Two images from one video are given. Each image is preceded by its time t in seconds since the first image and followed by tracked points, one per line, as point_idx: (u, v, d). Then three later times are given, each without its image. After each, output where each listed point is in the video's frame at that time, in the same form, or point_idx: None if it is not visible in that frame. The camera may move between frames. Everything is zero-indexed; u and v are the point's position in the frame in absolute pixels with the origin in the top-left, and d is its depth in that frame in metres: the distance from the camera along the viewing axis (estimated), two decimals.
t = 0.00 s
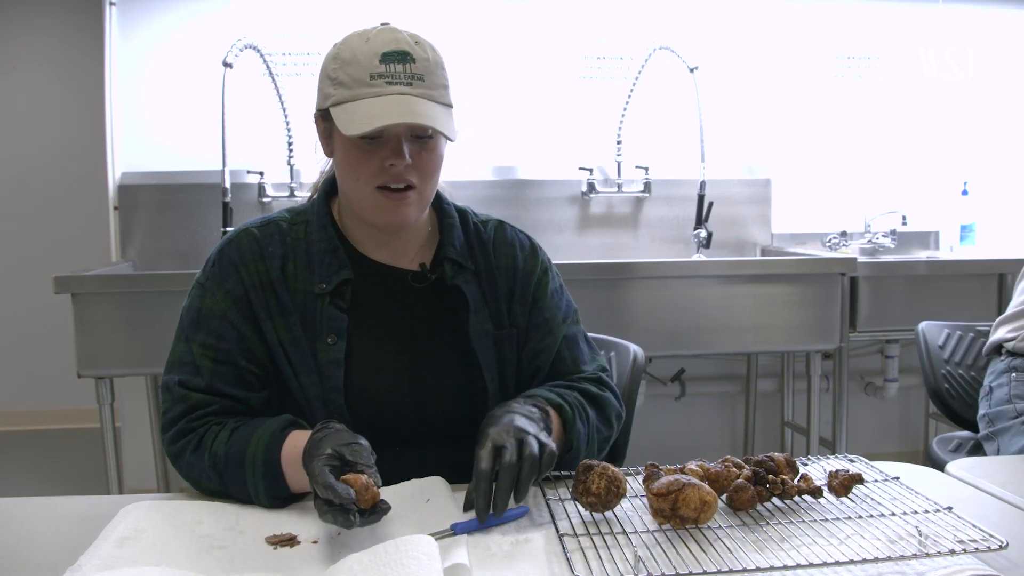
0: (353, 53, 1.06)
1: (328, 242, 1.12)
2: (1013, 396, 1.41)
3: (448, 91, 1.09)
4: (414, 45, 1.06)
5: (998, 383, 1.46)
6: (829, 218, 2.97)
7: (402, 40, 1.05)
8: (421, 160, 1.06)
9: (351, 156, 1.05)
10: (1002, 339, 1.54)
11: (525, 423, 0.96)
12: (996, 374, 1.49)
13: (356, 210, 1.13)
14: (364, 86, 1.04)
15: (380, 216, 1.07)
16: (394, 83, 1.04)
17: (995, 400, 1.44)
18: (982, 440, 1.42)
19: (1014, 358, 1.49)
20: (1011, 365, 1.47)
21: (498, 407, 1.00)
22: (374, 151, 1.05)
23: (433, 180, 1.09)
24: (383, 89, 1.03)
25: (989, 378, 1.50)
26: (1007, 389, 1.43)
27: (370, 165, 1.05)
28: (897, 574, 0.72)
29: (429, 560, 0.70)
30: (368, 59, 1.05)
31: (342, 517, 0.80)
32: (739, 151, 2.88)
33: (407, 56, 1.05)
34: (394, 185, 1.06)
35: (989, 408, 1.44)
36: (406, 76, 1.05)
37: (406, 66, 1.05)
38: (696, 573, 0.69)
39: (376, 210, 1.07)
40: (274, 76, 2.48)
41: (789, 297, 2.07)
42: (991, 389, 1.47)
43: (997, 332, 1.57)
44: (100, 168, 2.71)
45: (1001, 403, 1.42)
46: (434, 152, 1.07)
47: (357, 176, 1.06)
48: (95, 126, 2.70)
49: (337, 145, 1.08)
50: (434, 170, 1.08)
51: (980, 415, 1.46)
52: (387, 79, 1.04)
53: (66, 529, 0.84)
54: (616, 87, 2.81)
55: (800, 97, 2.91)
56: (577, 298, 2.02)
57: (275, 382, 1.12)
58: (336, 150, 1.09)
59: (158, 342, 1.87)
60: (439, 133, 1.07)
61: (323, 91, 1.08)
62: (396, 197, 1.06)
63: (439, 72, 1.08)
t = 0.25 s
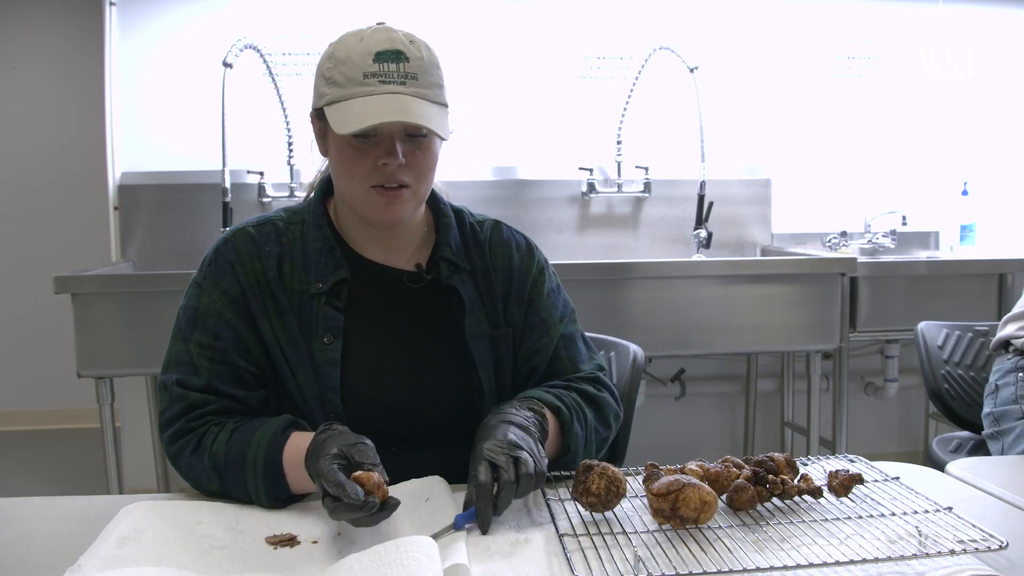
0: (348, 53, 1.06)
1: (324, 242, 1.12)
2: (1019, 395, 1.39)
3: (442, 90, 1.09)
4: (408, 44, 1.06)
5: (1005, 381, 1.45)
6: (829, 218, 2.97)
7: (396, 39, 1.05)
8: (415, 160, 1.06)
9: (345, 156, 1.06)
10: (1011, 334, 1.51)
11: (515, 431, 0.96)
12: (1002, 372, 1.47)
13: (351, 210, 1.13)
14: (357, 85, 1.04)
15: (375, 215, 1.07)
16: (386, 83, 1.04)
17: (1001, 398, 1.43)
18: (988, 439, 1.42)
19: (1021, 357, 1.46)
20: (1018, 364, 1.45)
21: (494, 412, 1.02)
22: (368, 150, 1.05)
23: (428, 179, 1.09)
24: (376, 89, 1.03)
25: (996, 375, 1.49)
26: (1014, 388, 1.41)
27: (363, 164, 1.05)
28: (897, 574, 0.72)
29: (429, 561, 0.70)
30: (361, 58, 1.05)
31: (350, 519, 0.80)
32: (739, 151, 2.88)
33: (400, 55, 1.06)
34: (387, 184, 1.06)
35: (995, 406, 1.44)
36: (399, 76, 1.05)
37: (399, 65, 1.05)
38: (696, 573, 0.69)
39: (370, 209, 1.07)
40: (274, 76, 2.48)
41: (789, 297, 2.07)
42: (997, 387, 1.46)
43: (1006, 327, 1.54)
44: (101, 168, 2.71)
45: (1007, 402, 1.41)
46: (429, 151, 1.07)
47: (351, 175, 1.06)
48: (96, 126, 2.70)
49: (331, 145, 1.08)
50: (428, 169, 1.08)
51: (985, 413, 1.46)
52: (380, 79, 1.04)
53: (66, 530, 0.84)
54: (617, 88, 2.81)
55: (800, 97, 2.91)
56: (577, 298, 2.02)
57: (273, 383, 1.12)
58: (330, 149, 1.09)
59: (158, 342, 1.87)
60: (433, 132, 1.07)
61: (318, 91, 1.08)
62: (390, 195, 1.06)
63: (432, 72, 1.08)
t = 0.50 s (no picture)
0: (336, 46, 1.07)
1: (324, 242, 1.12)
2: (1022, 394, 1.39)
3: (431, 79, 1.09)
4: (395, 36, 1.08)
5: (1008, 380, 1.44)
6: (829, 218, 2.97)
7: (383, 31, 1.07)
8: (404, 147, 1.06)
9: (335, 146, 1.06)
10: (1013, 334, 1.50)
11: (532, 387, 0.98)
12: (1004, 370, 1.47)
13: (345, 204, 1.13)
14: (345, 74, 1.05)
15: (366, 204, 1.07)
16: (373, 70, 1.04)
17: (1003, 397, 1.43)
18: (989, 437, 1.42)
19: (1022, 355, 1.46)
20: (1021, 363, 1.44)
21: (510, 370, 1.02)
22: (357, 139, 1.05)
23: (419, 168, 1.09)
24: (363, 76, 1.04)
25: (998, 373, 1.48)
26: (1016, 388, 1.41)
27: (353, 152, 1.05)
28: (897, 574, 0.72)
29: (430, 563, 0.69)
30: (349, 50, 1.06)
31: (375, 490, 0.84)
32: (739, 151, 2.88)
33: (387, 45, 1.07)
34: (377, 172, 1.06)
35: (997, 405, 1.43)
36: (386, 63, 1.05)
37: (386, 54, 1.06)
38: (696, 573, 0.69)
39: (362, 198, 1.07)
40: (274, 76, 2.48)
41: (789, 297, 2.07)
42: (999, 386, 1.45)
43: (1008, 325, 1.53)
44: (100, 169, 2.71)
45: (1008, 401, 1.41)
46: (419, 139, 1.07)
47: (341, 165, 1.06)
48: (96, 126, 2.70)
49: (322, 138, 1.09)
50: (420, 157, 1.08)
51: (988, 411, 1.46)
52: (367, 66, 1.05)
53: (67, 529, 0.84)
54: (616, 88, 2.81)
55: (800, 97, 2.91)
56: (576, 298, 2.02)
57: (273, 383, 1.12)
58: (322, 143, 1.10)
59: (158, 342, 1.87)
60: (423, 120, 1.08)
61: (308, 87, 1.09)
62: (381, 182, 1.06)
63: (420, 60, 1.08)
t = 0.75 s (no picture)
0: (341, 48, 1.07)
1: (324, 242, 1.12)
2: (1022, 394, 1.39)
3: (436, 82, 1.09)
4: (400, 38, 1.08)
5: (1008, 380, 1.44)
6: (829, 218, 2.97)
7: (388, 34, 1.07)
8: (408, 150, 1.06)
9: (339, 147, 1.06)
10: (1013, 334, 1.50)
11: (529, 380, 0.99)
12: (1004, 370, 1.47)
13: (348, 206, 1.13)
14: (349, 77, 1.05)
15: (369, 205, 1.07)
16: (378, 73, 1.04)
17: (1003, 397, 1.43)
18: (990, 437, 1.42)
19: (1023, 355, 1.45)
20: (1021, 363, 1.44)
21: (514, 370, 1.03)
22: (361, 142, 1.05)
23: (422, 170, 1.09)
24: (368, 79, 1.04)
25: (999, 373, 1.48)
26: (1016, 388, 1.41)
27: (357, 154, 1.05)
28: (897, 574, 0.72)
29: (430, 563, 0.69)
30: (353, 52, 1.06)
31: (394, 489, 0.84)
32: (739, 151, 2.88)
33: (392, 48, 1.06)
34: (381, 174, 1.06)
35: (998, 405, 1.43)
36: (391, 66, 1.05)
37: (391, 56, 1.06)
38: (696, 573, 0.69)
39: (364, 199, 1.07)
40: (274, 76, 2.47)
41: (789, 297, 2.07)
42: (999, 386, 1.45)
43: (1009, 325, 1.53)
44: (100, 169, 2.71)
45: (1009, 401, 1.41)
46: (423, 142, 1.07)
47: (345, 167, 1.06)
48: (96, 126, 2.70)
49: (326, 139, 1.09)
50: (423, 160, 1.08)
51: (988, 411, 1.46)
52: (372, 69, 1.04)
53: (67, 529, 0.84)
54: (617, 88, 2.81)
55: (800, 97, 2.91)
56: (576, 298, 2.02)
57: (273, 383, 1.12)
58: (325, 145, 1.10)
59: (158, 341, 1.87)
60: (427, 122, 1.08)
61: (312, 88, 1.09)
62: (384, 184, 1.06)
63: (424, 63, 1.08)
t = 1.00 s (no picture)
0: (335, 40, 1.08)
1: (325, 243, 1.13)
2: (1022, 394, 1.39)
3: (429, 70, 1.09)
4: (393, 28, 1.08)
5: (1008, 380, 1.44)
6: (829, 218, 2.96)
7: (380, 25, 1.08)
8: (401, 136, 1.06)
9: (334, 137, 1.07)
10: (1013, 334, 1.50)
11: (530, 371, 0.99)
12: (1004, 370, 1.47)
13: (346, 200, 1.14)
14: (342, 66, 1.06)
15: (363, 193, 1.07)
16: (368, 60, 1.05)
17: (1003, 397, 1.43)
18: (990, 437, 1.42)
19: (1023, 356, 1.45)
20: (1021, 363, 1.44)
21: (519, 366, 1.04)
22: (354, 129, 1.06)
23: (417, 158, 1.08)
24: (359, 66, 1.05)
25: (998, 373, 1.48)
26: (1016, 388, 1.41)
27: (350, 141, 1.06)
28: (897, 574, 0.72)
29: (430, 564, 0.70)
30: (346, 42, 1.07)
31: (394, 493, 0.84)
32: (739, 151, 2.88)
33: (383, 36, 1.07)
34: (374, 160, 1.06)
35: (998, 405, 1.43)
36: (381, 54, 1.06)
37: (382, 44, 1.06)
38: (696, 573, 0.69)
39: (358, 187, 1.07)
40: (274, 76, 2.47)
41: (789, 297, 2.07)
42: (999, 386, 1.45)
43: (1008, 326, 1.53)
44: (100, 169, 2.71)
45: (1009, 401, 1.41)
46: (416, 129, 1.07)
47: (339, 155, 1.07)
48: (96, 125, 2.70)
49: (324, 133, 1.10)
50: (418, 147, 1.08)
51: (988, 411, 1.46)
52: (362, 57, 1.05)
53: (67, 529, 0.84)
54: (616, 87, 2.81)
55: (800, 97, 2.91)
56: (576, 298, 2.02)
57: (274, 383, 1.12)
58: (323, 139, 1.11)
59: (158, 341, 1.87)
60: (420, 109, 1.08)
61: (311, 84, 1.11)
62: (378, 171, 1.06)
63: (417, 51, 1.08)
